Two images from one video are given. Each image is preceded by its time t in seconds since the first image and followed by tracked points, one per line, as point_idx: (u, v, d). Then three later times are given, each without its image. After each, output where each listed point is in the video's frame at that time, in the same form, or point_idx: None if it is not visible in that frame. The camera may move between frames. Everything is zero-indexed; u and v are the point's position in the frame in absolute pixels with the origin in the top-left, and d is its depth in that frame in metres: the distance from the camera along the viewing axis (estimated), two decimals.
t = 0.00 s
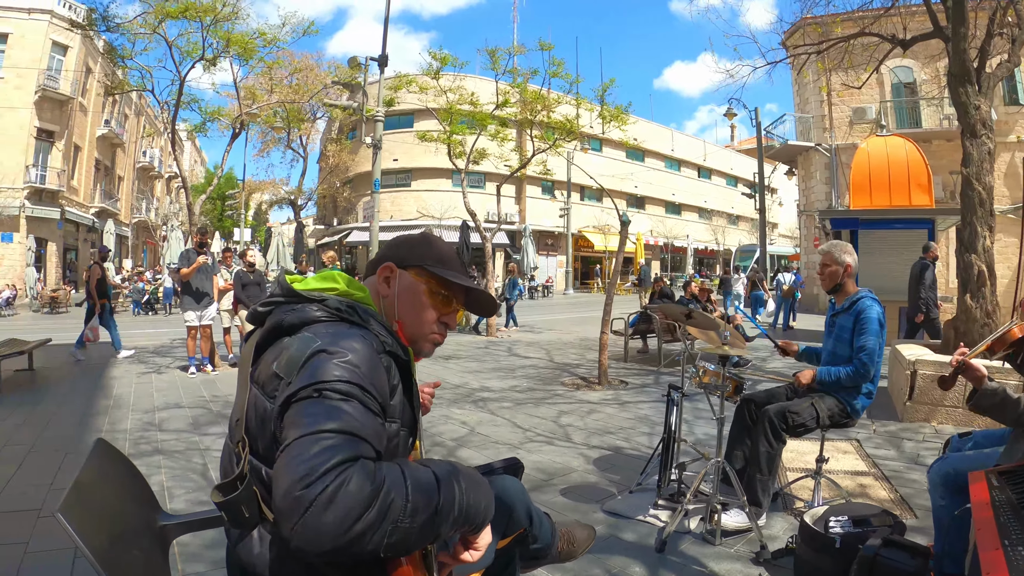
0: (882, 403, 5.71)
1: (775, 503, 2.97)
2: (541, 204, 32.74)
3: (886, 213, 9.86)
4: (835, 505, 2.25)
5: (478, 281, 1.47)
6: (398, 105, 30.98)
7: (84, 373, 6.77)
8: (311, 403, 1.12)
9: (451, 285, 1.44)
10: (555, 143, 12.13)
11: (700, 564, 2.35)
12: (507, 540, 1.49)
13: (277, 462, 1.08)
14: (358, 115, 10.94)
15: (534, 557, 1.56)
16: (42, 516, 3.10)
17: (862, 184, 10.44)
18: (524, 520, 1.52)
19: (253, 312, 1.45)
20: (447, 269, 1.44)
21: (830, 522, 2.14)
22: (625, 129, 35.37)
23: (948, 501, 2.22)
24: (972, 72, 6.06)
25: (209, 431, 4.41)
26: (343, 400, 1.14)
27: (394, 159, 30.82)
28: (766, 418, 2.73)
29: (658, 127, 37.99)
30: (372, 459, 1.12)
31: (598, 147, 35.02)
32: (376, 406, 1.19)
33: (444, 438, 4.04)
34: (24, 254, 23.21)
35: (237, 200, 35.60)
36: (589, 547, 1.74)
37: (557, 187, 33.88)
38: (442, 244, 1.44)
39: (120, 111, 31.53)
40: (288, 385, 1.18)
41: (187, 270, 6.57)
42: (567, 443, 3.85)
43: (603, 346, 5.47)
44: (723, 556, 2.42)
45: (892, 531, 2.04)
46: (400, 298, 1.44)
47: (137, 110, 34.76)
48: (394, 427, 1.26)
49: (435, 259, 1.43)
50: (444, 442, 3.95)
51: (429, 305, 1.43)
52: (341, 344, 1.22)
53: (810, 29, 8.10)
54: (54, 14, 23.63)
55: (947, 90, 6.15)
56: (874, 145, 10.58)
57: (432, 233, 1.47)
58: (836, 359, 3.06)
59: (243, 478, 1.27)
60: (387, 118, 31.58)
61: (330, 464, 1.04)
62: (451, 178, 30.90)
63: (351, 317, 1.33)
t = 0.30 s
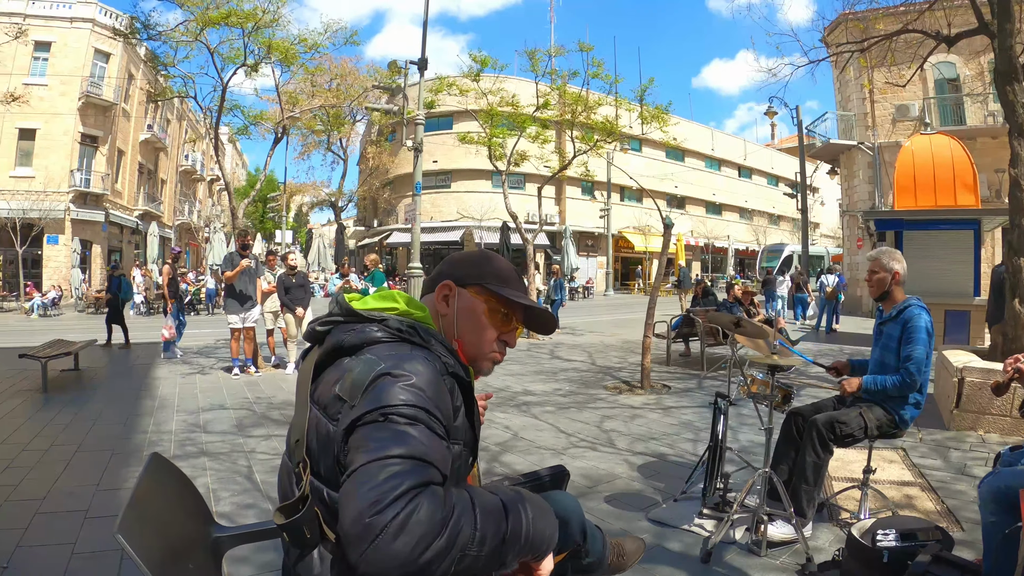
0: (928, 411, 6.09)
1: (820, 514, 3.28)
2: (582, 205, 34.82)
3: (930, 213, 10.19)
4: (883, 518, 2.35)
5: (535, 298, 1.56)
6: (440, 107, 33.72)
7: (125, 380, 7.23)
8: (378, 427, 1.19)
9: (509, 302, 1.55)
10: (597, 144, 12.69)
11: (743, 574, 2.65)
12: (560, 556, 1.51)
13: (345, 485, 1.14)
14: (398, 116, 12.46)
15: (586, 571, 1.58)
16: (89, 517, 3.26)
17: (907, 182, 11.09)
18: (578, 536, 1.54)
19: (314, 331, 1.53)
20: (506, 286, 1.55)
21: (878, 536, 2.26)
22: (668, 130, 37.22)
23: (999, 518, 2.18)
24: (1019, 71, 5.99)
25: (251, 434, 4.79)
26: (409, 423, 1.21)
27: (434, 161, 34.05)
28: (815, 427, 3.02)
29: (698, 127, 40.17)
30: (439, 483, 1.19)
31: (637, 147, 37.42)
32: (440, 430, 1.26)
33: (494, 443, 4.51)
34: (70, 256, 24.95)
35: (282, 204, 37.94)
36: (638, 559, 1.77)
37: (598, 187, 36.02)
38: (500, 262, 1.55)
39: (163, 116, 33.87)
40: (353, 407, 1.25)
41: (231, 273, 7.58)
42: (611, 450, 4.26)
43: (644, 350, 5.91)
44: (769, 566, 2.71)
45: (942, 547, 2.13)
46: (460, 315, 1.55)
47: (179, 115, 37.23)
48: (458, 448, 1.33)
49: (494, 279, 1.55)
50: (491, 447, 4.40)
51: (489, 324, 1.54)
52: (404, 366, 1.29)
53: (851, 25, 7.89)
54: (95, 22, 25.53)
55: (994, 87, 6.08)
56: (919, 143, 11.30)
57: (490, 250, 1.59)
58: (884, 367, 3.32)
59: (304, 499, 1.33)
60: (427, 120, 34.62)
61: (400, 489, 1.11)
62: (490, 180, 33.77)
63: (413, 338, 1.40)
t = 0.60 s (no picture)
0: (974, 418, 6.20)
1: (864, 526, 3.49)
2: (620, 206, 36.52)
3: (972, 214, 10.15)
4: (926, 532, 2.34)
5: (591, 320, 1.68)
6: (477, 109, 35.87)
7: (169, 382, 7.69)
8: (440, 453, 1.35)
9: (568, 324, 1.67)
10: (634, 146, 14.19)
11: None
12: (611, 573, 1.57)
13: (412, 509, 1.31)
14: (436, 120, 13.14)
15: None
16: (133, 518, 3.37)
17: (950, 182, 10.96)
18: (627, 552, 1.60)
19: (368, 350, 1.66)
20: (561, 306, 1.67)
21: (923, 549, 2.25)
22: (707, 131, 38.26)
23: None
24: None
25: (292, 437, 5.03)
26: (470, 449, 1.37)
27: (472, 162, 35.58)
28: (864, 432, 3.30)
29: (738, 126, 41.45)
30: (500, 508, 1.36)
31: (674, 147, 38.49)
32: (498, 452, 1.42)
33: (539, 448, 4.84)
34: (110, 256, 28.33)
35: (318, 209, 40.12)
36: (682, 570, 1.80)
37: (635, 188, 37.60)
38: (557, 283, 1.67)
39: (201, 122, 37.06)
40: (416, 433, 1.42)
41: (271, 277, 8.10)
42: (652, 455, 4.53)
43: (685, 355, 6.24)
44: None
45: (987, 561, 2.12)
46: (515, 335, 1.67)
47: (217, 120, 41.03)
48: (516, 469, 1.50)
49: (549, 299, 1.67)
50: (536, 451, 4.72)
51: (544, 343, 1.66)
52: (463, 392, 1.46)
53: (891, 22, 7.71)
54: (133, 30, 28.34)
55: None
56: (962, 140, 11.02)
57: (547, 270, 1.71)
58: (933, 375, 3.60)
59: (364, 517, 1.48)
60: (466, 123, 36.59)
61: (464, 518, 1.28)
62: (526, 180, 35.38)
63: (470, 359, 1.56)
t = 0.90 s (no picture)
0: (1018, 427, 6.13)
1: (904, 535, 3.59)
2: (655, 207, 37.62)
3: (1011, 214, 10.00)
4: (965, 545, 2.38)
5: (637, 334, 1.75)
6: (511, 111, 37.31)
7: (205, 382, 7.92)
8: (490, 473, 1.41)
9: (614, 339, 1.74)
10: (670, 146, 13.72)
11: None
12: None
13: (462, 528, 1.36)
14: (472, 123, 13.39)
15: None
16: (173, 519, 3.46)
17: (990, 181, 10.67)
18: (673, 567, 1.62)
19: (417, 365, 1.73)
20: (607, 321, 1.75)
21: (960, 562, 2.28)
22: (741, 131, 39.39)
23: None
24: None
25: (329, 438, 5.14)
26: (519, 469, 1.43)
27: (507, 163, 37.53)
28: (901, 449, 3.35)
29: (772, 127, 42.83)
30: (547, 526, 1.40)
31: (709, 147, 40.32)
32: (545, 471, 1.48)
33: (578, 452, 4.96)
34: (148, 258, 29.62)
35: (353, 208, 41.36)
36: None
37: (668, 188, 38.57)
38: (605, 297, 1.76)
39: (236, 126, 38.58)
40: (465, 452, 1.48)
41: (309, 280, 8.27)
42: (689, 461, 4.60)
43: (722, 357, 6.36)
44: None
45: None
46: (563, 350, 1.74)
47: (253, 125, 42.70)
48: (564, 485, 1.57)
49: (596, 313, 1.74)
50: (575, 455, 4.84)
51: (592, 358, 1.74)
52: (512, 411, 1.52)
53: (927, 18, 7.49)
54: (168, 36, 29.76)
55: None
56: (1001, 139, 11.05)
57: (595, 284, 1.80)
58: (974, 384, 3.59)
59: (411, 532, 1.54)
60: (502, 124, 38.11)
61: (514, 538, 1.32)
62: (560, 182, 37.29)
63: (519, 376, 1.62)
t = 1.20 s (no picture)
0: None
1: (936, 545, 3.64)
2: (689, 208, 37.99)
3: None
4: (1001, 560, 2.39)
5: (678, 350, 1.79)
6: (543, 113, 38.03)
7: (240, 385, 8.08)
8: (536, 492, 1.46)
9: (655, 356, 1.78)
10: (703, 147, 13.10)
11: None
12: None
13: (509, 547, 1.40)
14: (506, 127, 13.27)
15: None
16: (211, 519, 3.57)
17: None
18: None
19: (463, 384, 1.80)
20: (649, 338, 1.79)
21: None
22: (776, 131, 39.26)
23: None
24: None
25: (364, 442, 5.24)
26: (565, 488, 1.48)
27: (539, 165, 38.05)
28: (938, 456, 3.39)
29: (807, 126, 42.80)
30: (591, 545, 1.44)
31: (743, 146, 39.31)
32: (590, 490, 1.52)
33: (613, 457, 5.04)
34: (182, 259, 30.36)
35: (387, 208, 42.06)
36: None
37: (703, 189, 38.79)
38: (648, 315, 1.79)
39: (269, 130, 39.40)
40: (511, 471, 1.53)
41: (344, 284, 8.31)
42: (723, 468, 4.64)
43: (756, 362, 6.41)
44: None
45: None
46: (605, 367, 1.79)
47: (285, 128, 43.72)
48: (607, 503, 1.63)
49: (637, 331, 1.79)
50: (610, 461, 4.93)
51: (633, 376, 1.79)
52: (557, 432, 1.57)
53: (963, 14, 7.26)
54: (201, 42, 30.53)
55: None
56: None
57: (637, 303, 1.84)
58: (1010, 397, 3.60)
59: (457, 548, 1.59)
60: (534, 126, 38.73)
61: (559, 558, 1.35)
62: (592, 183, 37.62)
63: (563, 396, 1.69)
